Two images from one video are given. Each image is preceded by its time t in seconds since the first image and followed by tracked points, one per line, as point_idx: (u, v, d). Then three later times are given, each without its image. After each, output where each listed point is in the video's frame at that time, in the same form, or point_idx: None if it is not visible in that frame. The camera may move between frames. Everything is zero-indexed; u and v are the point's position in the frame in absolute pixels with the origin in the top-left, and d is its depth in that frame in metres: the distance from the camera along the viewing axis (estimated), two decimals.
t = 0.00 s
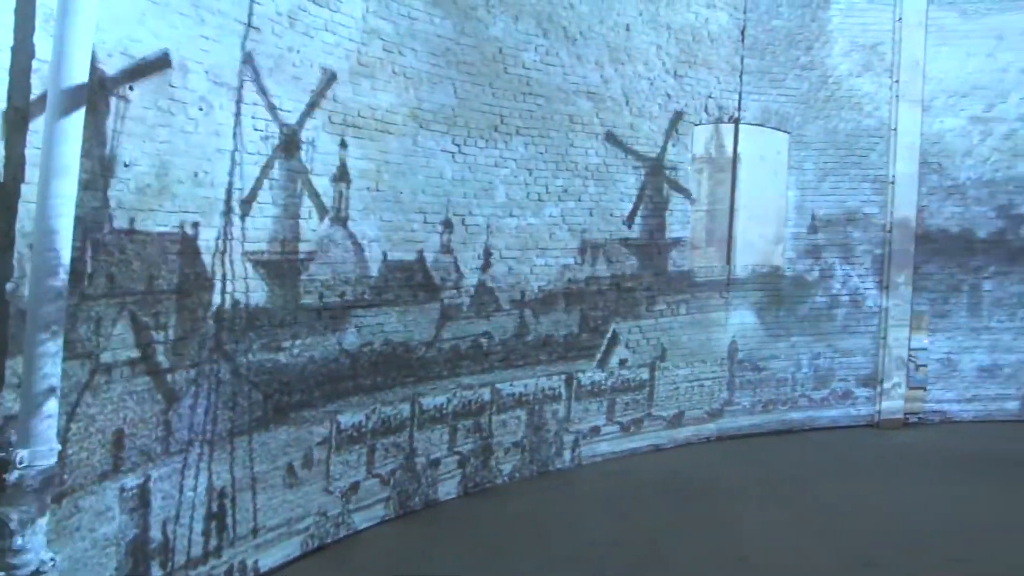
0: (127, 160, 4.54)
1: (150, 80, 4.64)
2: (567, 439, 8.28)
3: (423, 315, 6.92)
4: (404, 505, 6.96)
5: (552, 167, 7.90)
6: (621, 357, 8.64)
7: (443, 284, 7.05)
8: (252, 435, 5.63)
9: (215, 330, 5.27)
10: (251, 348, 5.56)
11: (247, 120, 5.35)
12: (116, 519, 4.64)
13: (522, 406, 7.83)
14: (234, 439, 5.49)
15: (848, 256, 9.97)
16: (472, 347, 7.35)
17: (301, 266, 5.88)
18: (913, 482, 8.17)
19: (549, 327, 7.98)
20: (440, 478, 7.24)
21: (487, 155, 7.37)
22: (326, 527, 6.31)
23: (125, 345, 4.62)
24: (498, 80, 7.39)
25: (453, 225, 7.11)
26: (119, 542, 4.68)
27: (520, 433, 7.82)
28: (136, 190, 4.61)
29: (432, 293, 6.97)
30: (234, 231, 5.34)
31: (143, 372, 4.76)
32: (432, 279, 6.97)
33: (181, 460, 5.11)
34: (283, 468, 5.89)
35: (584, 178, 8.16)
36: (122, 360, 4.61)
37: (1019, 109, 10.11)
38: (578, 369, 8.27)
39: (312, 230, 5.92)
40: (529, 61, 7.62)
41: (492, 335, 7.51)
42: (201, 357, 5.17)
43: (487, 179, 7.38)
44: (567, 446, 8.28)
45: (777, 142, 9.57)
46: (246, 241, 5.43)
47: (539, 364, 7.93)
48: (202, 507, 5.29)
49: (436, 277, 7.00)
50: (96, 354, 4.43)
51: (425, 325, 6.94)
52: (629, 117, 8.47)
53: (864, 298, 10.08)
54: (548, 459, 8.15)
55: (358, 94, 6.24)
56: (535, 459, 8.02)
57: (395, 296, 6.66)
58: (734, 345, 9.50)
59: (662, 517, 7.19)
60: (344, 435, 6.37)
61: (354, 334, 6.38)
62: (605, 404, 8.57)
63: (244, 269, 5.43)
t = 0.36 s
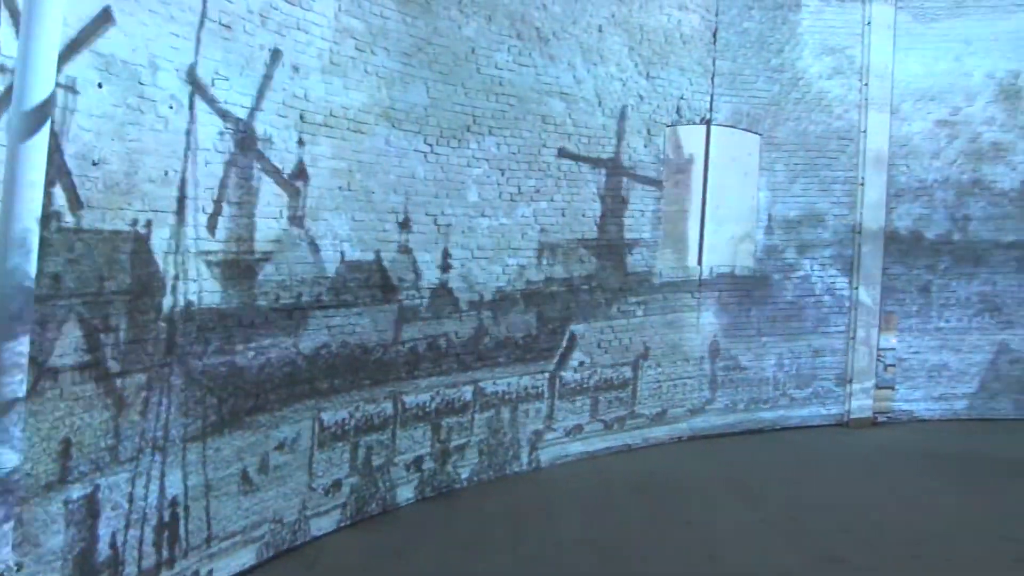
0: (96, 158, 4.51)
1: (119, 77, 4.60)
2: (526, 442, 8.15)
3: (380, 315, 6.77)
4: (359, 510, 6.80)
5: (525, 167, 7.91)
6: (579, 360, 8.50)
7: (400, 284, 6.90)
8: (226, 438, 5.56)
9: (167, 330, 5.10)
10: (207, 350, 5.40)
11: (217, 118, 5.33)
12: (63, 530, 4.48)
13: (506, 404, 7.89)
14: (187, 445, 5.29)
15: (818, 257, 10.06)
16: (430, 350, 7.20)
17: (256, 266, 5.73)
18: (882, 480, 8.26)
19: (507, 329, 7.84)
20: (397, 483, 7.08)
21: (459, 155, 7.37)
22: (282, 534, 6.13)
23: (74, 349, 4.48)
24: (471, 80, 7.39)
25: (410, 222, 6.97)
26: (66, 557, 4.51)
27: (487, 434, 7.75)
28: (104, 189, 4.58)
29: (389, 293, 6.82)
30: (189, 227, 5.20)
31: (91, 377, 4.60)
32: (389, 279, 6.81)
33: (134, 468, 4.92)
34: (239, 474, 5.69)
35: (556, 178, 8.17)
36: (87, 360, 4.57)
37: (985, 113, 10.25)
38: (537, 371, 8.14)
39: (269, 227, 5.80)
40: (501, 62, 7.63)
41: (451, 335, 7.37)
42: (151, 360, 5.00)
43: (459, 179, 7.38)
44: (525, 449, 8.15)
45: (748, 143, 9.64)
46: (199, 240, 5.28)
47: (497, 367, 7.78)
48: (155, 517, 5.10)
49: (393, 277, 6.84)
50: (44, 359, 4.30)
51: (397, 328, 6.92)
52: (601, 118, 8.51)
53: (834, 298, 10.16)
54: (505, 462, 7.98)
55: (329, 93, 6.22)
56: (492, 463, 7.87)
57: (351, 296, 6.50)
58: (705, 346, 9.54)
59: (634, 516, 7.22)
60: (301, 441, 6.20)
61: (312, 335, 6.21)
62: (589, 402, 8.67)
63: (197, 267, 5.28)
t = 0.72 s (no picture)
0: (63, 156, 4.47)
1: (86, 74, 4.56)
2: (483, 445, 8.06)
3: (338, 318, 6.64)
4: (317, 516, 6.69)
5: (497, 167, 7.92)
6: (537, 361, 8.42)
7: (358, 285, 6.77)
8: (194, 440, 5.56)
9: (118, 334, 4.94)
10: (159, 353, 5.24)
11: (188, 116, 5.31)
12: (8, 545, 4.32)
13: (489, 402, 8.06)
14: (138, 452, 5.13)
15: (788, 258, 10.15)
16: (388, 351, 7.09)
17: (210, 266, 5.60)
18: (852, 479, 8.34)
19: (464, 331, 7.73)
20: (355, 488, 6.98)
21: (432, 154, 7.36)
22: (236, 543, 6.00)
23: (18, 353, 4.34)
24: (443, 79, 7.39)
25: (367, 224, 6.83)
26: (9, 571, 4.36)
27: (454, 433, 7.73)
28: (73, 187, 4.56)
29: (347, 293, 6.69)
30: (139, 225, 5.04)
31: (38, 384, 4.45)
32: (345, 279, 6.68)
33: (79, 478, 4.75)
34: (191, 482, 5.57)
35: (528, 178, 8.19)
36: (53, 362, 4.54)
37: (951, 116, 10.39)
38: (494, 372, 8.04)
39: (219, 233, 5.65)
40: (474, 62, 7.63)
41: (409, 336, 7.26)
42: (101, 364, 4.83)
43: (432, 179, 7.38)
44: (482, 453, 8.07)
45: (720, 145, 9.69)
46: (150, 239, 5.12)
47: (455, 369, 7.68)
48: (104, 529, 4.94)
49: (350, 278, 6.71)
50: None
51: (366, 330, 6.89)
52: (574, 118, 8.54)
53: (804, 299, 10.26)
54: (463, 465, 7.92)
55: (301, 92, 6.20)
56: (450, 466, 7.80)
57: (308, 297, 6.37)
58: (677, 345, 9.60)
59: (604, 515, 7.27)
60: (255, 447, 6.08)
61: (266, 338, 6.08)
62: (573, 400, 8.85)
63: (148, 268, 5.12)
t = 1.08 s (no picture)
0: (30, 154, 4.43)
1: (53, 71, 4.52)
2: (440, 448, 7.94)
3: (297, 319, 6.52)
4: (274, 522, 6.56)
5: (469, 167, 7.93)
6: (495, 362, 8.33)
7: (314, 285, 6.63)
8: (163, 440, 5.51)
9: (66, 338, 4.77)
10: (109, 358, 5.07)
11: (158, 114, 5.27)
12: None
13: (472, 401, 8.17)
14: (88, 459, 4.95)
15: (758, 259, 10.22)
16: (347, 353, 6.96)
17: (165, 266, 5.45)
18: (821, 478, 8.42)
19: (422, 333, 7.61)
20: (313, 493, 6.84)
21: (403, 155, 7.35)
22: (191, 552, 5.85)
23: None
24: (415, 79, 7.38)
25: (324, 223, 6.69)
26: None
27: (425, 433, 7.72)
28: (40, 185, 4.51)
29: (304, 295, 6.56)
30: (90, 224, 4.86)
31: None
32: (302, 279, 6.54)
33: (24, 488, 4.55)
34: (143, 490, 5.40)
35: (499, 178, 8.19)
36: (14, 365, 4.44)
37: (917, 119, 10.53)
38: (451, 374, 7.93)
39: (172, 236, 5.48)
40: (446, 62, 7.63)
41: (367, 338, 7.13)
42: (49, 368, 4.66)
43: (402, 178, 7.36)
44: (440, 456, 7.94)
45: (692, 146, 9.74)
46: (101, 238, 4.96)
47: (413, 370, 7.57)
48: (51, 541, 4.76)
49: (307, 278, 6.58)
50: None
51: (333, 331, 6.85)
52: (546, 119, 8.56)
53: (774, 299, 10.34)
54: (421, 469, 7.79)
55: (272, 91, 6.17)
56: (409, 469, 7.68)
57: (264, 299, 6.24)
58: (648, 345, 9.64)
59: (574, 515, 7.30)
60: (210, 452, 5.93)
61: (220, 341, 5.92)
62: (557, 397, 8.97)
63: (99, 269, 4.95)
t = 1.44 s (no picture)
0: None
1: (17, 65, 4.50)
2: (397, 452, 7.83)
3: (252, 321, 6.39)
4: (229, 529, 6.42)
5: (440, 166, 7.92)
6: (452, 364, 8.21)
7: (270, 287, 6.50)
8: (129, 441, 5.46)
9: (10, 339, 4.63)
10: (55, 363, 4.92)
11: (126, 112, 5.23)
12: None
13: (456, 399, 8.31)
14: (33, 467, 4.80)
15: (729, 260, 10.29)
16: (303, 357, 6.84)
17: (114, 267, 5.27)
18: (787, 477, 8.50)
19: (381, 334, 7.52)
20: (267, 499, 6.72)
21: (373, 155, 7.33)
22: (142, 562, 5.67)
23: None
24: (386, 79, 7.37)
25: (280, 223, 6.54)
26: None
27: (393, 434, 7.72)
28: None
29: (259, 296, 6.42)
30: (37, 224, 4.72)
31: None
32: (257, 280, 6.40)
33: None
34: (94, 498, 5.23)
35: (469, 178, 8.20)
36: None
37: (884, 122, 10.66)
38: (408, 377, 7.80)
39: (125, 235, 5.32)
40: (417, 62, 7.62)
41: (325, 340, 7.00)
42: None
43: (372, 178, 7.34)
44: (396, 459, 7.83)
45: (661, 146, 9.80)
46: (49, 237, 4.81)
47: (369, 372, 7.43)
48: None
49: (262, 280, 6.44)
50: None
51: (300, 332, 6.80)
52: (517, 119, 8.57)
53: (744, 300, 10.42)
54: (378, 473, 7.69)
55: (242, 90, 6.14)
56: (366, 474, 7.58)
57: (219, 301, 6.09)
58: (618, 345, 9.69)
59: (545, 513, 7.35)
60: (161, 459, 5.74)
61: (173, 344, 5.75)
62: (540, 396, 9.09)
63: (46, 268, 4.80)
